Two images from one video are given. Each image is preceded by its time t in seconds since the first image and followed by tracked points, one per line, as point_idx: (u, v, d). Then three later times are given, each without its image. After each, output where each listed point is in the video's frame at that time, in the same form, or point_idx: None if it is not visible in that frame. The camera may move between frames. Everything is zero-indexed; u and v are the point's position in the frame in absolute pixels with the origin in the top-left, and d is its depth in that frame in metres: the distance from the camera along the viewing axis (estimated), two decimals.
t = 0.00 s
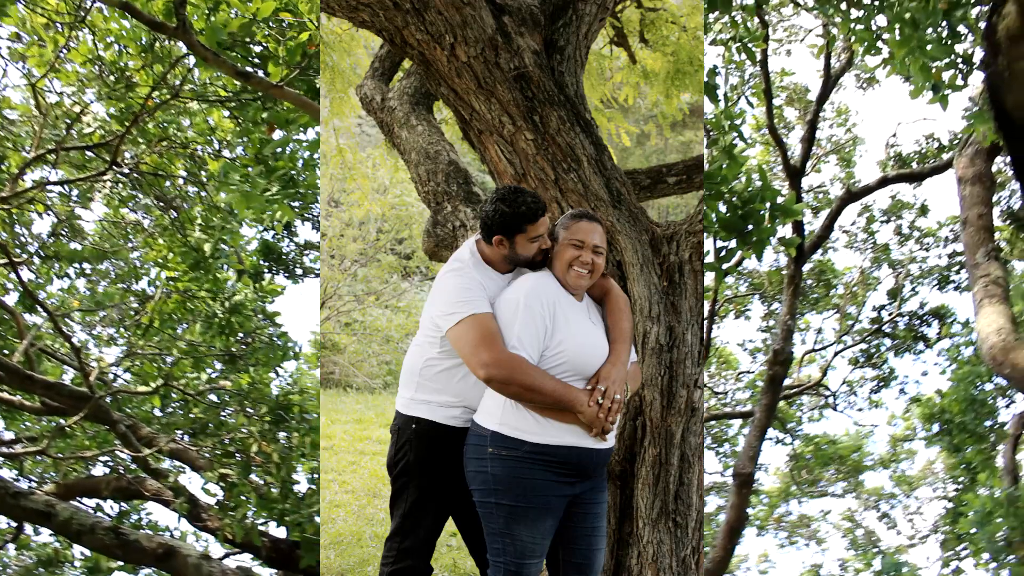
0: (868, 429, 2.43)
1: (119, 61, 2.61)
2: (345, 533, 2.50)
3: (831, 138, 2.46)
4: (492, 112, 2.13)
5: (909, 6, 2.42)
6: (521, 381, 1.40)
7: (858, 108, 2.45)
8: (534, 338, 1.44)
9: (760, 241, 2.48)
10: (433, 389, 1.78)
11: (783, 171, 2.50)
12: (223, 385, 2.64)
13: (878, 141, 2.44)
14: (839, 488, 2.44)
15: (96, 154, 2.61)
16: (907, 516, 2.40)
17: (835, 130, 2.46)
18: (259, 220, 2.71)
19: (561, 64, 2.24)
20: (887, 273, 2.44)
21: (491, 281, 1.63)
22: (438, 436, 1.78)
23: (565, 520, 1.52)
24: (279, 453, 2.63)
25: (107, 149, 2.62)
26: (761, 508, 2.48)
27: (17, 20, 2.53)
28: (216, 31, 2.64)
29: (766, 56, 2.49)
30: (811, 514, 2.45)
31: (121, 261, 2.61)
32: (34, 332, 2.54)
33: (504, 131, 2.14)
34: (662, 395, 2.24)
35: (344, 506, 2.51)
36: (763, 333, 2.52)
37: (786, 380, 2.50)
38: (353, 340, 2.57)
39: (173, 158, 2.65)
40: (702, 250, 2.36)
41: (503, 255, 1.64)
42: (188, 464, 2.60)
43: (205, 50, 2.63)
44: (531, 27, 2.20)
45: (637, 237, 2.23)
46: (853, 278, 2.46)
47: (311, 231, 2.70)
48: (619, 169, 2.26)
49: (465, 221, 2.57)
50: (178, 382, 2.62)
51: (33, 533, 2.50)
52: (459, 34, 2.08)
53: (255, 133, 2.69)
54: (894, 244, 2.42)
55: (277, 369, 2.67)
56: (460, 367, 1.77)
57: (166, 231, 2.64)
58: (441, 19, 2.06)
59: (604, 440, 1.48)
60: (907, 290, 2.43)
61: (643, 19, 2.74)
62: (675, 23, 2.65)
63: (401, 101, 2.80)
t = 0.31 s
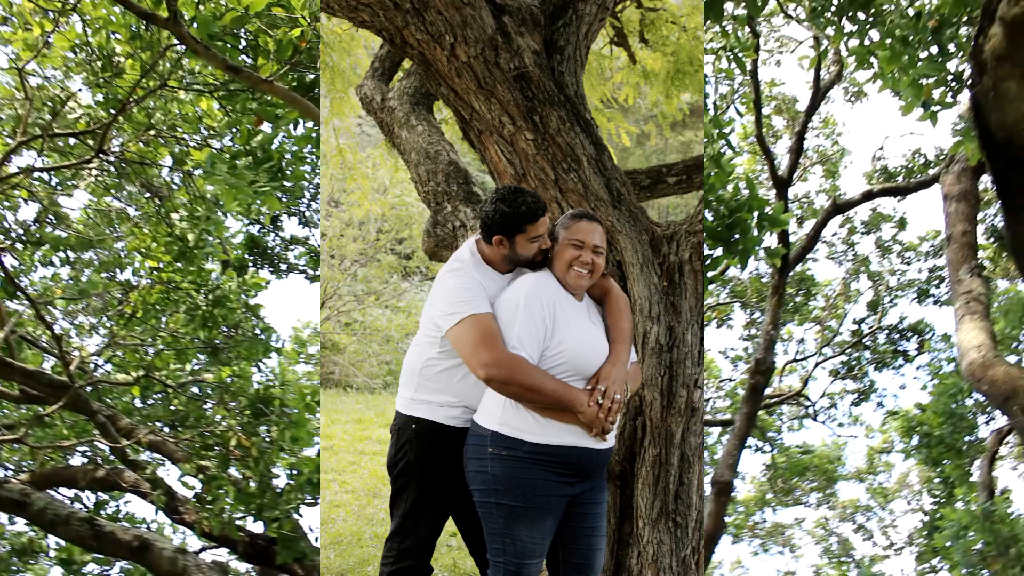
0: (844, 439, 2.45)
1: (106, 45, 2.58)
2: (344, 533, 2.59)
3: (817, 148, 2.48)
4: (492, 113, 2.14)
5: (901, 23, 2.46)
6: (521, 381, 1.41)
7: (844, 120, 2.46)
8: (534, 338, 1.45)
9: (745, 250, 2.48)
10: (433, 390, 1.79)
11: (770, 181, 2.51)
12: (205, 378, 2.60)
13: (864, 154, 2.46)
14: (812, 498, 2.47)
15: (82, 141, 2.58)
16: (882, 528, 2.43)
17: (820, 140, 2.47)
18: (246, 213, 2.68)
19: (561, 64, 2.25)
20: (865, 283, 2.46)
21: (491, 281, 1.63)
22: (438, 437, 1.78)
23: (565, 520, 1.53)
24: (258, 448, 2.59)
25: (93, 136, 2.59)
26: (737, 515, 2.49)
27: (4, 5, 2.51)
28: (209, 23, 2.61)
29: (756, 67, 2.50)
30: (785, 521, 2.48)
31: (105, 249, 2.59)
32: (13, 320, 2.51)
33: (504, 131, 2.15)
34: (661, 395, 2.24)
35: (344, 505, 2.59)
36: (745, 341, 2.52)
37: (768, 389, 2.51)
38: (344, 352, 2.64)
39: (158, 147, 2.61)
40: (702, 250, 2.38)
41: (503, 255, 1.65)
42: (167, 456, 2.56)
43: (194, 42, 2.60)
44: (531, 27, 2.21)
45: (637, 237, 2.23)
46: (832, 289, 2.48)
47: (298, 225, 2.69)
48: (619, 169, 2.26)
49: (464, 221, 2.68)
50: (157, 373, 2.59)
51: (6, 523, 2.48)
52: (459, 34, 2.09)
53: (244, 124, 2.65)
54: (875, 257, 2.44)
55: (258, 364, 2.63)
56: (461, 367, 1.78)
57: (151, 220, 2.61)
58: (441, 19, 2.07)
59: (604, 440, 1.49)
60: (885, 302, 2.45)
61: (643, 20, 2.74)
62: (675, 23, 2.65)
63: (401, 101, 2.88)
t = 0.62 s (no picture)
0: (831, 448, 2.48)
1: (98, 35, 2.62)
2: (344, 533, 2.43)
3: (808, 154, 2.52)
4: (492, 113, 2.15)
5: (895, 34, 2.47)
6: (521, 381, 1.42)
7: (837, 127, 2.49)
8: (534, 339, 1.46)
9: (735, 257, 2.44)
10: (433, 391, 1.80)
11: (763, 188, 2.55)
12: (195, 374, 2.59)
13: (856, 161, 2.48)
14: (798, 504, 2.49)
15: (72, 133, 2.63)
16: (867, 537, 2.44)
17: (813, 146, 2.51)
18: (237, 208, 2.64)
19: (561, 64, 2.27)
20: (853, 288, 2.47)
21: (491, 280, 1.65)
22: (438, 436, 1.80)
23: (565, 520, 1.55)
24: (246, 443, 2.54)
25: (84, 129, 2.63)
26: (722, 521, 2.48)
27: None
28: (203, 19, 2.58)
29: (750, 74, 2.53)
30: (769, 527, 2.48)
31: (97, 243, 2.61)
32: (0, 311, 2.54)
33: (504, 131, 2.16)
34: (661, 395, 2.26)
35: (343, 505, 2.42)
36: (733, 347, 2.56)
37: (756, 396, 2.54)
38: (324, 371, 2.48)
39: (149, 141, 2.63)
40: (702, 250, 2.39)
41: (503, 255, 1.67)
42: (154, 452, 2.55)
43: (190, 38, 2.59)
44: (531, 27, 2.22)
45: (637, 237, 2.25)
46: (820, 298, 2.51)
47: (289, 223, 2.61)
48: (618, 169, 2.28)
49: (465, 222, 2.55)
50: (146, 368, 2.59)
51: None
52: (459, 35, 2.10)
53: (236, 119, 2.63)
54: (863, 265, 2.47)
55: (249, 360, 2.59)
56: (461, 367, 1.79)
57: (141, 215, 2.62)
58: (441, 19, 2.09)
59: (603, 441, 1.50)
60: (871, 311, 2.47)
61: (643, 20, 2.72)
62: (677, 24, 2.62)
63: (401, 101, 2.77)
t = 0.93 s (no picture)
0: (814, 457, 2.48)
1: (87, 17, 2.60)
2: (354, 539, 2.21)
3: (798, 161, 2.54)
4: (509, 111, 2.11)
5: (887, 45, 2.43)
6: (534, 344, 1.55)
7: (828, 135, 2.52)
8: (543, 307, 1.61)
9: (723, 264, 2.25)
10: (403, 420, 1.76)
11: (753, 197, 2.56)
12: (181, 366, 2.61)
13: (847, 172, 2.51)
14: (778, 513, 2.46)
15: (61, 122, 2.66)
16: (845, 546, 2.44)
17: (805, 154, 2.54)
18: (228, 203, 2.64)
19: (588, 48, 2.18)
20: (837, 298, 2.52)
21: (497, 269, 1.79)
22: (408, 472, 1.74)
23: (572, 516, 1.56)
24: (228, 438, 2.48)
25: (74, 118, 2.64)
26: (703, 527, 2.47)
27: None
28: (198, 12, 2.49)
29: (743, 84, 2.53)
30: (749, 535, 2.46)
31: (86, 232, 2.64)
32: None
33: (527, 132, 2.12)
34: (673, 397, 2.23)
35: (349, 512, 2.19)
36: (718, 355, 2.56)
37: (741, 403, 2.56)
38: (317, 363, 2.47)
39: (138, 130, 2.68)
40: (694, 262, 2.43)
41: (504, 244, 1.80)
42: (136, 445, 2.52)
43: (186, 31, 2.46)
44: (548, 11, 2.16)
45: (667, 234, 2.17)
46: (805, 307, 2.55)
47: (278, 219, 2.59)
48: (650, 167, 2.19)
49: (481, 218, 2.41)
50: (131, 359, 2.62)
51: None
52: (464, 26, 2.06)
53: (229, 112, 2.60)
54: (848, 276, 2.50)
55: (233, 353, 2.61)
56: (434, 393, 1.77)
57: (128, 204, 2.64)
58: (441, 11, 2.04)
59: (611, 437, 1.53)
60: (856, 322, 2.51)
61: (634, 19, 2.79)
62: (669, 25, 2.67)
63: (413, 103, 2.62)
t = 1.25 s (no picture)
0: (797, 465, 2.50)
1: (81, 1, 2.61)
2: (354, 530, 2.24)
3: (789, 169, 2.55)
4: (509, 111, 2.18)
5: (879, 55, 2.47)
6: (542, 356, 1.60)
7: (821, 146, 2.52)
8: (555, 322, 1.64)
9: (710, 273, 2.26)
10: (404, 419, 1.82)
11: (743, 205, 2.55)
12: (166, 357, 2.58)
13: (837, 183, 2.52)
14: (761, 521, 2.48)
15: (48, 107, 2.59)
16: (827, 556, 2.45)
17: (795, 163, 2.55)
18: (217, 195, 2.61)
19: (589, 47, 2.27)
20: (824, 308, 2.53)
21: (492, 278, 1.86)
22: (409, 471, 1.80)
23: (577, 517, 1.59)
24: (210, 432, 2.51)
25: (63, 104, 2.61)
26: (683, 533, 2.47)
27: None
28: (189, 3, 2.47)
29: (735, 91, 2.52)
30: (728, 543, 2.48)
31: (76, 219, 2.60)
32: None
33: (527, 132, 2.19)
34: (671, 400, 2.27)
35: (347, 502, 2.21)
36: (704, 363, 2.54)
37: (726, 411, 2.55)
38: (305, 359, 2.52)
39: (128, 117, 2.62)
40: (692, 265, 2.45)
41: (501, 241, 1.86)
42: (119, 435, 2.52)
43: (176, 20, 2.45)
44: (550, 10, 2.24)
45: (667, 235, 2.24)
46: (794, 315, 2.54)
47: (267, 215, 2.59)
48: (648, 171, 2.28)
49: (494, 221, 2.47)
50: (115, 350, 2.58)
51: None
52: (463, 26, 2.12)
53: (220, 104, 2.59)
54: (834, 287, 2.52)
55: (219, 346, 2.59)
56: (434, 393, 1.82)
57: (117, 192, 2.60)
58: (441, 11, 2.11)
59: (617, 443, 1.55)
60: (841, 332, 2.52)
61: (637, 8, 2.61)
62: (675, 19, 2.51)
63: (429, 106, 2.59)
